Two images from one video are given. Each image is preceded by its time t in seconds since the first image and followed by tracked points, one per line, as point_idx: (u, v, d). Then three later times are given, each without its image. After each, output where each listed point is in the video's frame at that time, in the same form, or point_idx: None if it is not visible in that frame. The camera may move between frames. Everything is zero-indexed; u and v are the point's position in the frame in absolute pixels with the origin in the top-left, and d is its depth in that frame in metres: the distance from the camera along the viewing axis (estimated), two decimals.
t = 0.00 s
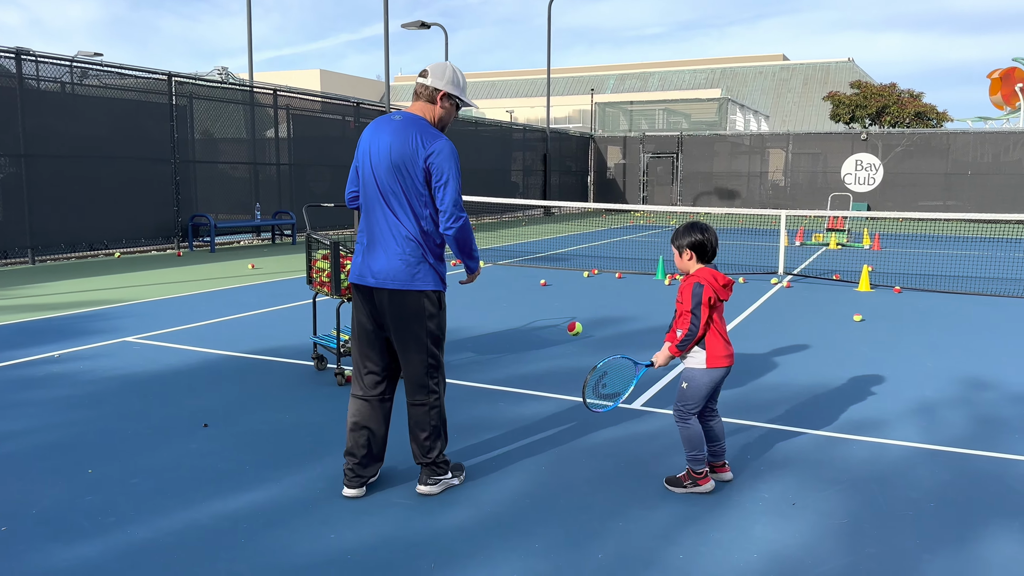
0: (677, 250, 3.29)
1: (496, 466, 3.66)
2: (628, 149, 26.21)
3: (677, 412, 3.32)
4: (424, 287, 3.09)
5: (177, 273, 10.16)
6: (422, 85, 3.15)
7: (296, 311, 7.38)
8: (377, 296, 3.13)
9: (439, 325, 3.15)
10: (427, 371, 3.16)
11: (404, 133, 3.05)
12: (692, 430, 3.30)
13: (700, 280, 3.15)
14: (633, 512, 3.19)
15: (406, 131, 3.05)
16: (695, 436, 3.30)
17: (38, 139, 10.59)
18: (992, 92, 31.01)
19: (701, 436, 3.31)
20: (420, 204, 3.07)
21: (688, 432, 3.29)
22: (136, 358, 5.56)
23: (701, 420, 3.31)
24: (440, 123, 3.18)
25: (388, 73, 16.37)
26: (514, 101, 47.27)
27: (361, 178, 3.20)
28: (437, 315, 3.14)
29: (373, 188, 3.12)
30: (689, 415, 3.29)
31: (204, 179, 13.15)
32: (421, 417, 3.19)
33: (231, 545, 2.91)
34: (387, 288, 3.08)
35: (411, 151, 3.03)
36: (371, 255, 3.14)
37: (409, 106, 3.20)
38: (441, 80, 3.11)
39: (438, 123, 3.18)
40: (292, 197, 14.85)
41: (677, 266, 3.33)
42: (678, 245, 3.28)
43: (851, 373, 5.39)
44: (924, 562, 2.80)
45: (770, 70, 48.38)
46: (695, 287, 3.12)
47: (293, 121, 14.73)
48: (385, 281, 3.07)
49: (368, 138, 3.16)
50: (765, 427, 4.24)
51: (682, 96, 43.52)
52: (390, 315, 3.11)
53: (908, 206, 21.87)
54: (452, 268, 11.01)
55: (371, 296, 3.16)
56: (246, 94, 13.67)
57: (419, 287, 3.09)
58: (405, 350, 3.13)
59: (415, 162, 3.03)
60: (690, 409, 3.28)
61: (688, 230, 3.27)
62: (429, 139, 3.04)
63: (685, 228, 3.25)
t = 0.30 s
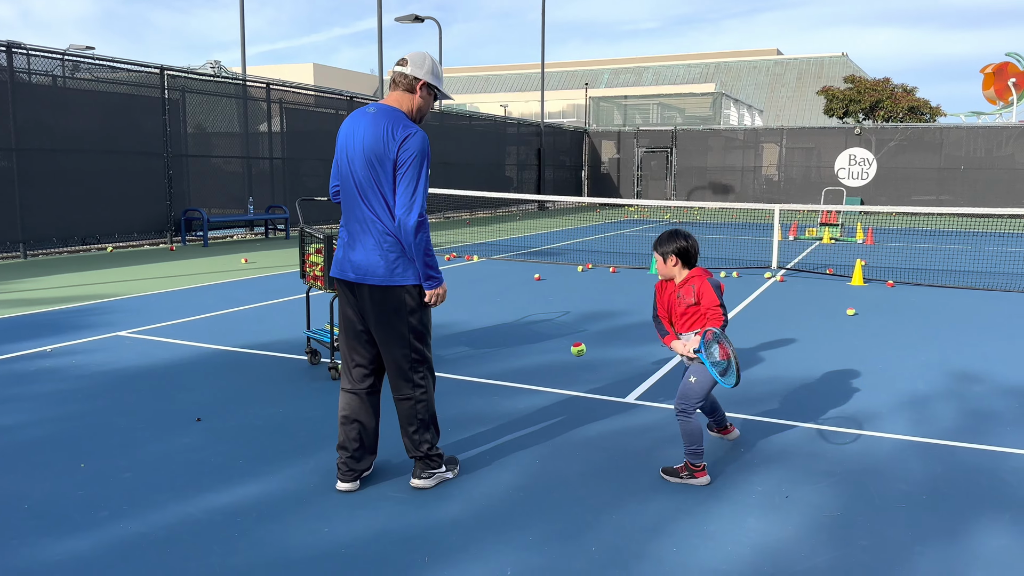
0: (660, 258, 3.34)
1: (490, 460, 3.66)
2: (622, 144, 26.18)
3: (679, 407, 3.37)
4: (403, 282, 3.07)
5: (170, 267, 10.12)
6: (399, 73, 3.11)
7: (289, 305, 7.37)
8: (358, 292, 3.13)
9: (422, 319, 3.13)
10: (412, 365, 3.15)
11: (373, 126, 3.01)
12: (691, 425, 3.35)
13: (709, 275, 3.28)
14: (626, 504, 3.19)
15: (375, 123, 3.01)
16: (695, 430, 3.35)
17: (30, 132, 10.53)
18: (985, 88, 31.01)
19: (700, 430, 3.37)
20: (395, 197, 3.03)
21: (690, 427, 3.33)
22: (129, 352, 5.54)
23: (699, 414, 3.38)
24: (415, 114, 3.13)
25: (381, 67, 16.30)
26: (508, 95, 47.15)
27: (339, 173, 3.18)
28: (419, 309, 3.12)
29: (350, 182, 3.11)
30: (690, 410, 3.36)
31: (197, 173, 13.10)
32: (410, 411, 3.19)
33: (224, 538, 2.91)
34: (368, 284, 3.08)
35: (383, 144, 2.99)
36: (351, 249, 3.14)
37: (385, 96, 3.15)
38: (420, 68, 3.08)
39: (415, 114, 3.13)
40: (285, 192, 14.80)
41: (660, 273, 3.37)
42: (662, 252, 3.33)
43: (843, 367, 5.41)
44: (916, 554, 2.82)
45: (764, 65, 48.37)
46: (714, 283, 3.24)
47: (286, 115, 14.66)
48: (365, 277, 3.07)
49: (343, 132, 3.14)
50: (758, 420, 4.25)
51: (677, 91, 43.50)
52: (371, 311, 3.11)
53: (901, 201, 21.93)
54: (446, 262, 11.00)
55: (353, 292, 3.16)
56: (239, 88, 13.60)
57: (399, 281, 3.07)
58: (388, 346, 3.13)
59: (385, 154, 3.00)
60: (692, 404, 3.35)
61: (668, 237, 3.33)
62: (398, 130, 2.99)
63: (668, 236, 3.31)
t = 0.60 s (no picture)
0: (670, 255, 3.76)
1: (489, 455, 3.66)
2: (620, 139, 26.14)
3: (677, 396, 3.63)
4: (397, 277, 3.07)
5: (168, 263, 10.09)
6: (379, 65, 3.08)
7: (287, 301, 7.35)
8: (352, 289, 3.12)
9: (417, 314, 3.13)
10: (407, 360, 3.15)
11: (358, 123, 2.98)
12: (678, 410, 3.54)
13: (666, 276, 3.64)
14: (625, 500, 3.20)
15: (359, 120, 2.99)
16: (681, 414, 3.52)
17: (26, 128, 10.50)
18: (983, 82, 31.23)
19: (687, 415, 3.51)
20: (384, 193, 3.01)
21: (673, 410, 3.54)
22: (126, 349, 5.53)
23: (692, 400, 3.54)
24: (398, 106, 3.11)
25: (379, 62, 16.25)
26: (506, 91, 47.05)
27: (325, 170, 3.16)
28: (413, 303, 3.11)
29: (338, 178, 3.08)
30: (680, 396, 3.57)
31: (194, 169, 13.07)
32: (407, 406, 3.19)
33: (224, 534, 2.91)
34: (361, 281, 3.07)
35: (369, 140, 2.97)
36: (342, 246, 3.13)
37: (367, 90, 3.13)
38: (398, 61, 3.05)
39: (397, 105, 3.11)
40: (283, 187, 14.77)
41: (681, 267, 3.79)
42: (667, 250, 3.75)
43: (842, 361, 5.41)
44: (915, 549, 2.82)
45: (763, 60, 48.31)
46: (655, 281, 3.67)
47: (283, 110, 14.61)
48: (358, 274, 3.06)
49: (327, 128, 3.10)
50: (757, 415, 4.25)
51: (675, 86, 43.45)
52: (365, 307, 3.10)
53: (899, 195, 21.94)
54: (444, 258, 10.99)
55: (346, 289, 3.15)
56: (236, 83, 13.55)
57: (392, 276, 3.06)
58: (383, 341, 3.12)
59: (370, 151, 2.97)
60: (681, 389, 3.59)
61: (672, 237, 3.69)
62: (382, 126, 2.96)
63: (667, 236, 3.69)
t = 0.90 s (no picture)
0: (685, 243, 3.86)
1: (490, 453, 3.65)
2: (621, 136, 26.12)
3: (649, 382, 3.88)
4: (399, 275, 3.07)
5: (168, 262, 10.09)
6: (366, 67, 3.06)
7: (288, 299, 7.35)
8: (351, 288, 3.11)
9: (417, 310, 3.14)
10: (408, 357, 3.15)
11: (354, 122, 2.98)
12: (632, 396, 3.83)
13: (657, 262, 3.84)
14: (626, 497, 3.19)
15: (355, 119, 2.98)
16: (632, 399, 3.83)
17: (27, 127, 10.50)
18: (983, 78, 31.15)
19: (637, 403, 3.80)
20: (383, 191, 3.01)
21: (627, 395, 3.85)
22: (128, 347, 5.53)
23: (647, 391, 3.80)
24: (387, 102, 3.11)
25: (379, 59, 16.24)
26: (506, 88, 47.00)
27: (319, 170, 3.14)
28: (414, 300, 3.12)
29: (334, 178, 3.07)
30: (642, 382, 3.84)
31: (195, 167, 13.07)
32: (408, 403, 3.19)
33: (225, 532, 2.91)
34: (361, 280, 3.06)
35: (367, 139, 2.96)
36: (341, 246, 3.11)
37: (354, 89, 3.11)
38: (384, 59, 3.03)
39: (386, 101, 3.12)
40: (283, 185, 14.77)
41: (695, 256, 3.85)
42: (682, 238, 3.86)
43: (843, 358, 5.41)
44: (918, 546, 2.81)
45: (763, 56, 48.25)
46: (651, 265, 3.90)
47: (284, 108, 14.60)
48: (359, 273, 3.05)
49: (320, 128, 3.08)
50: (759, 412, 4.25)
51: (676, 82, 43.41)
52: (366, 306, 3.09)
53: (900, 191, 21.92)
54: (445, 255, 10.99)
55: (346, 289, 3.13)
56: (237, 81, 13.53)
57: (394, 274, 3.06)
58: (383, 339, 3.12)
59: (369, 150, 2.97)
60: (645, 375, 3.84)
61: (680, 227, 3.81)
62: (379, 125, 2.96)
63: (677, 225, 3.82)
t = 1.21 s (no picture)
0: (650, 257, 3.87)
1: (491, 454, 3.65)
2: (622, 135, 26.11)
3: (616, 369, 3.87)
4: (398, 276, 3.08)
5: (170, 264, 10.09)
6: (358, 69, 3.05)
7: (290, 301, 7.36)
8: (350, 290, 3.11)
9: (416, 312, 3.15)
10: (406, 358, 3.16)
11: (352, 125, 2.98)
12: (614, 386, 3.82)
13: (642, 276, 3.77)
14: (628, 498, 3.19)
15: (353, 122, 2.98)
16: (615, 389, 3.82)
17: (29, 130, 10.52)
18: (984, 75, 31.06)
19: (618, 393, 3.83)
20: (381, 193, 3.02)
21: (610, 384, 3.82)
22: (130, 349, 5.54)
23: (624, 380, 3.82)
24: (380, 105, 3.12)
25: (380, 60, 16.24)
26: (507, 88, 46.99)
27: (314, 174, 3.13)
28: (413, 301, 3.13)
29: (330, 181, 3.06)
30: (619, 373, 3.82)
31: (196, 169, 13.08)
32: (407, 404, 3.20)
33: (227, 534, 2.91)
34: (360, 283, 3.06)
35: (365, 142, 2.97)
36: (338, 249, 3.10)
37: (346, 91, 3.12)
38: (376, 61, 3.04)
39: (380, 102, 3.12)
40: (284, 186, 14.78)
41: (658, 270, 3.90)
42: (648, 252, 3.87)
43: (845, 357, 5.40)
44: (921, 546, 2.81)
45: (764, 55, 48.22)
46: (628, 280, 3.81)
47: (285, 110, 14.61)
48: (359, 275, 3.05)
49: (315, 131, 3.07)
50: (760, 412, 4.24)
51: (677, 82, 43.40)
52: (364, 307, 3.09)
53: (902, 189, 21.88)
54: (447, 256, 10.99)
55: (344, 291, 3.13)
56: (238, 83, 13.54)
57: (394, 275, 3.07)
58: (382, 340, 3.12)
59: (368, 152, 2.97)
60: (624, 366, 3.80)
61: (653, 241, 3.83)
62: (377, 126, 2.97)
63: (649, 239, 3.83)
